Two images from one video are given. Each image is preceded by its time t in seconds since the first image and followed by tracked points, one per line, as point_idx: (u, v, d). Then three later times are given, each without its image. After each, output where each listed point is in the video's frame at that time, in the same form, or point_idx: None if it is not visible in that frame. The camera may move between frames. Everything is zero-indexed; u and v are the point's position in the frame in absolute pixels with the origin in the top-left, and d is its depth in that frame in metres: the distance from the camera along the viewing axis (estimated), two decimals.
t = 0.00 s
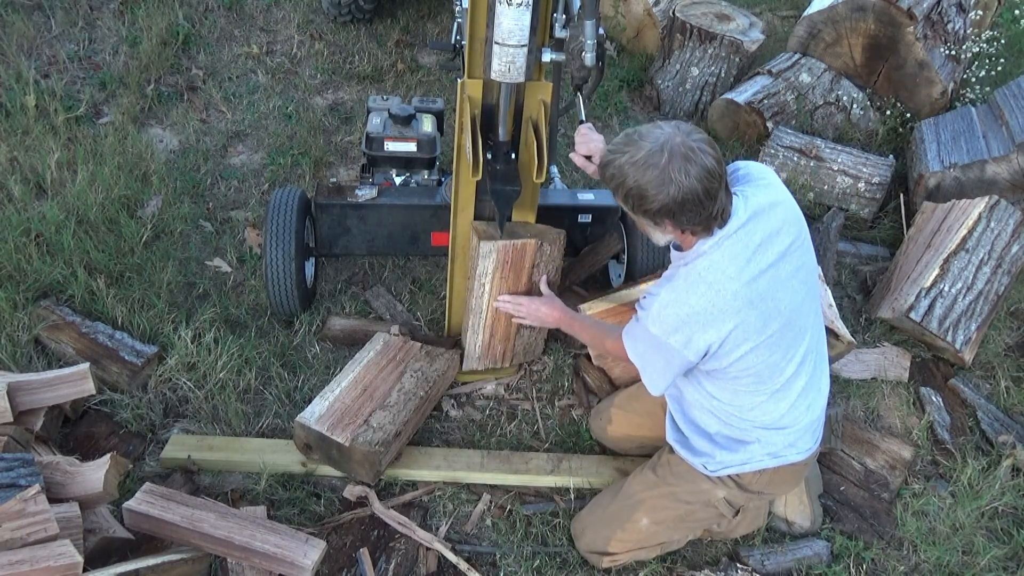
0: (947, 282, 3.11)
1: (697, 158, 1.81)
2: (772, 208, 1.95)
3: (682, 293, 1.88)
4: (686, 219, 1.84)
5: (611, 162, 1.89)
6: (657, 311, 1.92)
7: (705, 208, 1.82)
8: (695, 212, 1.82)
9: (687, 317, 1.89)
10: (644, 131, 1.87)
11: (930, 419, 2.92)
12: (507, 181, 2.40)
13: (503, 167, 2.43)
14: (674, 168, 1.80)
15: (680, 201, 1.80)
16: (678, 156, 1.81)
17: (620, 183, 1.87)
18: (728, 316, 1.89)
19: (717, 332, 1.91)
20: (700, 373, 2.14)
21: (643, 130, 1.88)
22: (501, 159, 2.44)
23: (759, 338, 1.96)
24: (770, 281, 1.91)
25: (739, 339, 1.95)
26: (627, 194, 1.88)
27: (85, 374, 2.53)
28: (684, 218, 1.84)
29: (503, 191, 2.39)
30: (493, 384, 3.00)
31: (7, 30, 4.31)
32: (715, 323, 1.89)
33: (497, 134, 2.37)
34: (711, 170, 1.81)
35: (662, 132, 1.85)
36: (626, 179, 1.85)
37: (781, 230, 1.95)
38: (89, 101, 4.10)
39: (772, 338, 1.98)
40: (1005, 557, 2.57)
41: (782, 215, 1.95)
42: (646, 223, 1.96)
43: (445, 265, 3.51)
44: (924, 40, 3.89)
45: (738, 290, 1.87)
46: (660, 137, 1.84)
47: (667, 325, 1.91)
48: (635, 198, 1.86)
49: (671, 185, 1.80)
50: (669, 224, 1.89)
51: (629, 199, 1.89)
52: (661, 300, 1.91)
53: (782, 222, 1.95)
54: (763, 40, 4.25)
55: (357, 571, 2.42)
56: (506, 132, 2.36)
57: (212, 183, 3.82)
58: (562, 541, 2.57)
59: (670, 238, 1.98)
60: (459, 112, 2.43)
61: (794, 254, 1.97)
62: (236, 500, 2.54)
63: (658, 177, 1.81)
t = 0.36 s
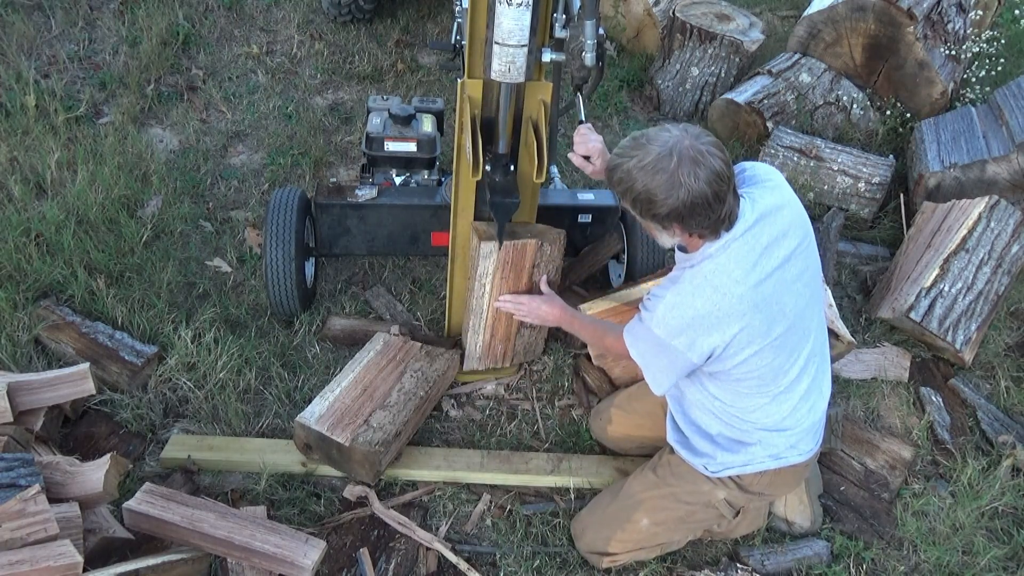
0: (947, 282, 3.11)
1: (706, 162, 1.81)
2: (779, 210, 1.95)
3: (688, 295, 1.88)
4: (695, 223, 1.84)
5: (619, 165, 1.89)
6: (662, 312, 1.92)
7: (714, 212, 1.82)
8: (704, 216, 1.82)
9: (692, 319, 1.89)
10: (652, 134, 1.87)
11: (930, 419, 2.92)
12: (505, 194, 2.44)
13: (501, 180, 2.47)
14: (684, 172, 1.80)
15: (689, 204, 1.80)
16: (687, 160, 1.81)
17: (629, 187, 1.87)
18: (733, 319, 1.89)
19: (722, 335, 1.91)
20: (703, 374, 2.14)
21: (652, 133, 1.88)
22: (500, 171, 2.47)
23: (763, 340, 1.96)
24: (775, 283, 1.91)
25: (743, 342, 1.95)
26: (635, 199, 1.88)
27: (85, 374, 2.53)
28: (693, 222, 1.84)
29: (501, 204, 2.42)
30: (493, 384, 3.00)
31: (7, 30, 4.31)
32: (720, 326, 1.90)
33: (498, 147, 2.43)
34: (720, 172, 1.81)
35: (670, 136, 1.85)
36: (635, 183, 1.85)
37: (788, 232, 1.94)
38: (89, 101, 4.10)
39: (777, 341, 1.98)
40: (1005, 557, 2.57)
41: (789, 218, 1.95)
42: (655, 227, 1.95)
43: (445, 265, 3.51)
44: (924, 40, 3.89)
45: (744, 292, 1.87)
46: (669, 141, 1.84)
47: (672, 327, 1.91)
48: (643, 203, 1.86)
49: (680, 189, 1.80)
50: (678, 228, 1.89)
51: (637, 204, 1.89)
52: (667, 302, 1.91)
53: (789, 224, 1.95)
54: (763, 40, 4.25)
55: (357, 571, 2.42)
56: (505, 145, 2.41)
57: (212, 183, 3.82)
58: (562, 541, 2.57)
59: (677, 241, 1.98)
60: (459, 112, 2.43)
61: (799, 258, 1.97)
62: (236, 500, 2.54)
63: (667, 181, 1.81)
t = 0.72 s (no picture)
0: (947, 282, 3.11)
1: (718, 160, 1.81)
2: (789, 211, 1.95)
3: (696, 297, 1.88)
4: (705, 221, 1.84)
5: (632, 163, 1.88)
6: (669, 314, 1.92)
7: (724, 211, 1.82)
8: (714, 215, 1.82)
9: (700, 321, 1.89)
10: (665, 130, 1.87)
11: (930, 419, 2.92)
12: (504, 203, 2.42)
13: (501, 189, 2.46)
14: (696, 169, 1.80)
15: (700, 204, 1.80)
16: (700, 158, 1.81)
17: (640, 183, 1.86)
18: (741, 321, 1.90)
19: (730, 337, 1.91)
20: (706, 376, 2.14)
21: (664, 130, 1.88)
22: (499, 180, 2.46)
23: (770, 343, 1.97)
24: (782, 286, 1.92)
25: (750, 344, 1.95)
26: (646, 195, 1.87)
27: (85, 374, 2.53)
28: (703, 221, 1.84)
29: (499, 213, 2.40)
30: (493, 384, 3.00)
31: (7, 30, 4.31)
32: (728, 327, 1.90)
33: (497, 157, 2.41)
34: (732, 171, 1.82)
35: (684, 132, 1.85)
36: (646, 179, 1.85)
37: (797, 234, 1.95)
38: (89, 101, 4.09)
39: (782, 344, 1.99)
40: (1005, 557, 2.57)
41: (798, 220, 1.96)
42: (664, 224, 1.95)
43: (445, 265, 3.51)
44: (924, 40, 3.89)
45: (753, 295, 1.88)
46: (681, 137, 1.84)
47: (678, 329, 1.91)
48: (654, 199, 1.86)
49: (691, 187, 1.80)
50: (687, 226, 1.88)
51: (647, 200, 1.88)
52: (674, 304, 1.91)
53: (798, 226, 1.95)
54: (763, 40, 4.25)
55: (357, 571, 2.42)
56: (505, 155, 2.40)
57: (212, 183, 3.82)
58: (562, 541, 2.57)
59: (686, 241, 1.98)
60: (459, 112, 2.43)
61: (807, 261, 1.98)
62: (236, 500, 2.54)
63: (679, 178, 1.81)
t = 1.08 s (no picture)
0: (947, 282, 3.11)
1: (794, 147, 1.76)
2: (840, 221, 1.94)
3: (761, 307, 1.81)
4: (775, 211, 1.76)
5: (705, 143, 1.81)
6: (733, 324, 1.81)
7: (795, 204, 1.76)
8: (784, 204, 1.75)
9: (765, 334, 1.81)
10: (738, 116, 1.83)
11: (930, 419, 2.92)
12: (502, 215, 2.52)
13: (499, 203, 2.53)
14: (773, 153, 1.74)
15: (776, 190, 1.73)
16: (777, 142, 1.75)
17: (710, 165, 1.78)
18: (801, 335, 1.84)
19: (789, 350, 1.85)
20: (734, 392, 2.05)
21: (739, 115, 1.83)
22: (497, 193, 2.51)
23: (818, 359, 1.93)
24: (838, 300, 1.90)
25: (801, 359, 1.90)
26: (713, 178, 1.78)
27: (85, 374, 2.53)
28: (770, 212, 1.76)
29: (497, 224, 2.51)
30: (493, 384, 3.00)
31: (7, 30, 4.31)
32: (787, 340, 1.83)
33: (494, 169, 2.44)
34: (807, 163, 1.77)
35: (759, 117, 1.80)
36: (718, 161, 1.77)
37: (846, 247, 1.94)
38: (89, 101, 4.09)
39: (828, 362, 1.96)
40: (1005, 557, 2.57)
41: (847, 233, 1.95)
42: (723, 216, 1.86)
43: (445, 265, 3.51)
44: (924, 40, 3.89)
45: (815, 306, 1.84)
46: (757, 122, 1.79)
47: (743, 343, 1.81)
48: (722, 183, 1.77)
49: (767, 171, 1.73)
50: (752, 217, 1.79)
51: (713, 185, 1.79)
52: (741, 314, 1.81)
53: (846, 238, 1.94)
54: (763, 40, 4.25)
55: (357, 571, 2.42)
56: (503, 168, 2.43)
57: (212, 183, 3.82)
58: (562, 541, 2.57)
59: (741, 240, 1.90)
60: (459, 112, 2.43)
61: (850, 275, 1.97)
62: (236, 500, 2.54)
63: (754, 161, 1.74)
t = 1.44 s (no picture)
0: (947, 282, 3.11)
1: (867, 144, 1.70)
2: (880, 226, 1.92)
3: (865, 330, 1.72)
4: (848, 207, 1.66)
5: (778, 134, 1.75)
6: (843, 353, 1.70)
7: (869, 205, 1.68)
8: (857, 200, 1.66)
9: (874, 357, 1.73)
10: (805, 115, 1.77)
11: (930, 419, 2.92)
12: (500, 227, 2.53)
13: (495, 214, 2.52)
14: (847, 145, 1.68)
15: (852, 183, 1.65)
16: (850, 137, 1.70)
17: (778, 158, 1.71)
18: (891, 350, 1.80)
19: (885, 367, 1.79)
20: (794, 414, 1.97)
21: (808, 113, 1.79)
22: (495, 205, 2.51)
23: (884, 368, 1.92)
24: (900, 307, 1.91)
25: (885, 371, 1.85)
26: (781, 171, 1.71)
27: (85, 374, 2.53)
28: (842, 210, 1.67)
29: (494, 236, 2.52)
30: (493, 384, 3.00)
31: (7, 30, 4.31)
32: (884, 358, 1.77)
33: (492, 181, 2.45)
34: (878, 165, 1.70)
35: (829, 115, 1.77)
36: (786, 153, 1.70)
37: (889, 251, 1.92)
38: (89, 101, 4.09)
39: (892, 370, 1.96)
40: (1005, 557, 2.57)
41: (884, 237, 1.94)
42: (789, 217, 1.76)
43: (446, 265, 3.51)
44: (924, 40, 3.90)
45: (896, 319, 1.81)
46: (827, 118, 1.75)
47: (859, 371, 1.70)
48: (791, 177, 1.69)
49: (842, 163, 1.66)
50: (821, 216, 1.70)
51: (782, 180, 1.71)
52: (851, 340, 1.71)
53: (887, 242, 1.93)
54: (763, 40, 4.25)
55: (357, 571, 2.42)
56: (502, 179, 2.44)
57: (212, 183, 3.82)
58: (562, 541, 2.57)
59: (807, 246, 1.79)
60: (459, 112, 2.43)
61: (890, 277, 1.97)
62: (236, 500, 2.54)
63: (826, 155, 1.67)
